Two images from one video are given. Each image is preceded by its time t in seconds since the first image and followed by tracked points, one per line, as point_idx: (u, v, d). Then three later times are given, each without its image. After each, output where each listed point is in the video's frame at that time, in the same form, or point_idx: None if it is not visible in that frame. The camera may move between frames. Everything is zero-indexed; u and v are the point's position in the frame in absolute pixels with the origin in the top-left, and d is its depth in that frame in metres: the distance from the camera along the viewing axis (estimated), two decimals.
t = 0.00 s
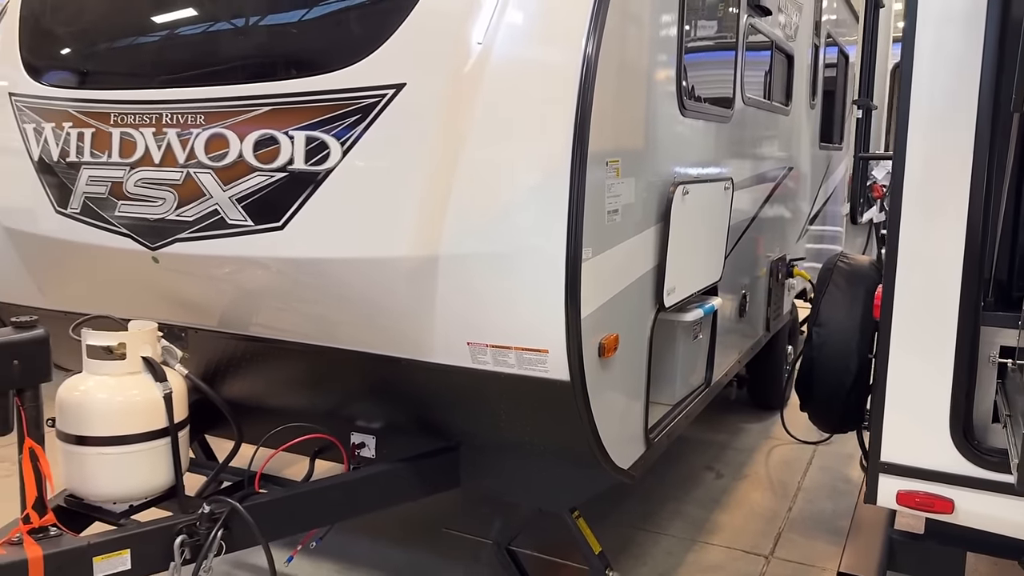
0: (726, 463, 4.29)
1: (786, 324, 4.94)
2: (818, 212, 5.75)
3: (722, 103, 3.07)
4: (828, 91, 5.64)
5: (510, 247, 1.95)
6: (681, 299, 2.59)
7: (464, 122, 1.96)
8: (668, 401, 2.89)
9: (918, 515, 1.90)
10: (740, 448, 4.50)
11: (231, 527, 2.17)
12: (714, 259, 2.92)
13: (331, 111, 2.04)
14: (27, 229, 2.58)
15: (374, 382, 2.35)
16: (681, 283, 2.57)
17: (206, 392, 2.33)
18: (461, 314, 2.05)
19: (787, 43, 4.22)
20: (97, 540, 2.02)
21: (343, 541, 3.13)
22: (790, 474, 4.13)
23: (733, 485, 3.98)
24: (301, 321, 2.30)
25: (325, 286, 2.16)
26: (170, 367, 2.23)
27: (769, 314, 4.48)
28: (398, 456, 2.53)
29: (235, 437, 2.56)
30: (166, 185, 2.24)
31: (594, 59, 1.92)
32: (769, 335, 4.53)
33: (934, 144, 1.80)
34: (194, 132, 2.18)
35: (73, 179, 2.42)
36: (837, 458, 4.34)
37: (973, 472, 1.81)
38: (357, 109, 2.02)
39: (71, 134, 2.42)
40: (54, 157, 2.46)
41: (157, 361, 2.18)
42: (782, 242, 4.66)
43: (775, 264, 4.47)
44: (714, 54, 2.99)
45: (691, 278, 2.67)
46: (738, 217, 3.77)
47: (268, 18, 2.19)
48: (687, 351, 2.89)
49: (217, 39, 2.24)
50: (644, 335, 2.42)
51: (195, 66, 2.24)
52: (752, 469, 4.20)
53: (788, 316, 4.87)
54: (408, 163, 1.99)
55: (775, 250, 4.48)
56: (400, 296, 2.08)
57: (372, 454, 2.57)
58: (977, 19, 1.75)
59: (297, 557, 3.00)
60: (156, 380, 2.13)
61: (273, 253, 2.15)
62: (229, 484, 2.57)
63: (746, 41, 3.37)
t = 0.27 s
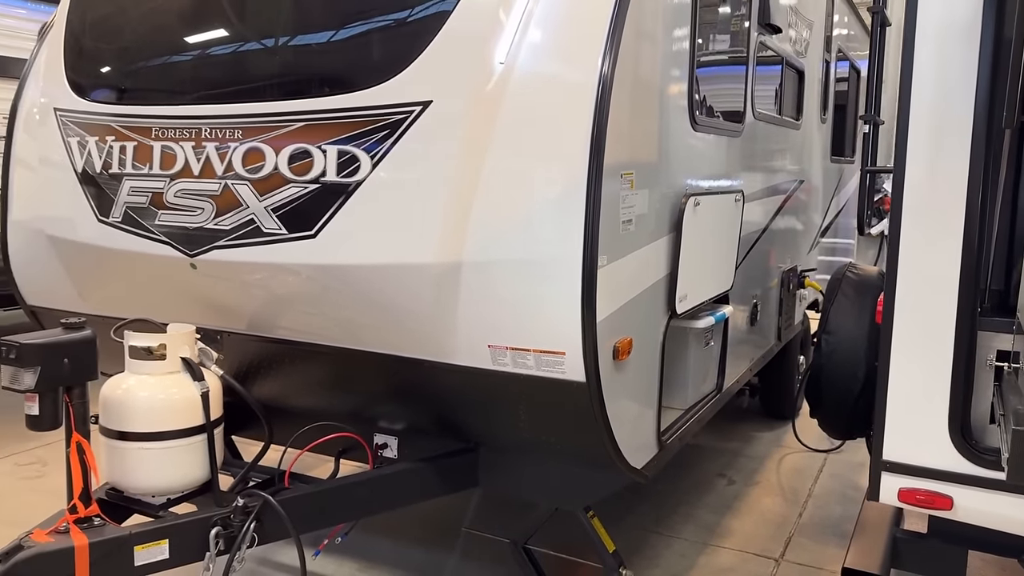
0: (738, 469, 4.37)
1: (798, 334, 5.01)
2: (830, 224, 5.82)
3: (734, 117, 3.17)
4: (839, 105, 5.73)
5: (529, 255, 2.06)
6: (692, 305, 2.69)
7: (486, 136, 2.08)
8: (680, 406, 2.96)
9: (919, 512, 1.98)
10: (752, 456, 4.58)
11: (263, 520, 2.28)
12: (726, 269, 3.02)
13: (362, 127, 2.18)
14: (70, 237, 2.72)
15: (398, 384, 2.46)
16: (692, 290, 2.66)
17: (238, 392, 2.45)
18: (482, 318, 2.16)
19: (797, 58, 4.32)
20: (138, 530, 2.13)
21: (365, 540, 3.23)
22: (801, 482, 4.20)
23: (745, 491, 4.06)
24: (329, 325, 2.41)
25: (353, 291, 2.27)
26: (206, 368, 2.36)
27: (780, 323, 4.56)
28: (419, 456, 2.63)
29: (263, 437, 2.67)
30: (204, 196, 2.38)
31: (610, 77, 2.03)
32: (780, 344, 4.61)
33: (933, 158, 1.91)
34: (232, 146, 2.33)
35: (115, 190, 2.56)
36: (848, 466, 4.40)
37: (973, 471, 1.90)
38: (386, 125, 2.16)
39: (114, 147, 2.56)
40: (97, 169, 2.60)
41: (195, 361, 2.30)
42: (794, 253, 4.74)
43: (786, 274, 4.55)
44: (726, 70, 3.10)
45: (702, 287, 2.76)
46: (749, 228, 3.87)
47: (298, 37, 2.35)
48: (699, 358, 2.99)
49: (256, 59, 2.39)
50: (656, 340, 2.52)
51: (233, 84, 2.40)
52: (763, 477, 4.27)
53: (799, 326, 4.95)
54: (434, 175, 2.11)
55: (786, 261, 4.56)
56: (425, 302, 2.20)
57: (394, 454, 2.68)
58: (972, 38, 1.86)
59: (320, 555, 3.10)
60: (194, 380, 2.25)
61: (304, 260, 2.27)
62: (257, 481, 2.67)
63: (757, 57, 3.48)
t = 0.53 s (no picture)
0: (747, 476, 4.44)
1: (807, 344, 5.08)
2: (839, 235, 5.90)
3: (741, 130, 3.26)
4: (847, 117, 5.81)
5: (542, 263, 2.17)
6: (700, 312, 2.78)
7: (501, 150, 2.19)
8: (688, 411, 3.05)
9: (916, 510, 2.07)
10: (761, 463, 4.65)
11: (287, 517, 2.39)
12: (733, 278, 3.11)
13: (383, 142, 2.30)
14: (103, 246, 2.85)
15: (416, 388, 2.56)
16: (700, 298, 2.76)
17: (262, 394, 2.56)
18: (497, 324, 2.26)
19: (804, 73, 4.41)
20: (169, 525, 2.24)
21: (381, 541, 3.33)
22: (809, 488, 4.27)
23: (753, 498, 4.13)
24: (350, 330, 2.52)
25: (374, 298, 2.38)
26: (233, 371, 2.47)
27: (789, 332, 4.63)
28: (435, 457, 2.73)
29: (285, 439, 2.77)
30: (234, 208, 2.50)
31: (618, 93, 2.14)
32: (789, 353, 4.68)
33: (927, 170, 2.00)
34: (260, 160, 2.45)
35: (147, 202, 2.69)
36: (856, 473, 4.46)
37: (969, 471, 1.99)
38: (406, 140, 2.27)
39: (146, 161, 2.69)
40: (130, 182, 2.73)
41: (223, 364, 2.42)
42: (802, 263, 4.81)
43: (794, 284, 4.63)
44: (733, 86, 3.20)
45: (709, 295, 2.86)
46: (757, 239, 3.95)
47: (319, 56, 2.47)
48: (708, 365, 3.07)
49: (280, 78, 2.51)
50: (664, 345, 2.61)
51: (260, 101, 2.52)
52: (772, 483, 4.34)
53: (808, 335, 5.02)
54: (451, 187, 2.22)
55: (794, 271, 4.64)
56: (442, 308, 2.30)
57: (411, 456, 2.78)
58: (964, 56, 1.96)
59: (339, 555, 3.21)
60: (223, 382, 2.36)
61: (327, 268, 2.39)
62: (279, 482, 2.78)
63: (764, 73, 3.58)
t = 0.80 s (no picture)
0: (756, 484, 4.50)
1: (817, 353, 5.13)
2: (849, 246, 5.95)
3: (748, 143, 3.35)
4: (857, 130, 5.88)
5: (551, 271, 2.26)
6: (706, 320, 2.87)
7: (513, 163, 2.29)
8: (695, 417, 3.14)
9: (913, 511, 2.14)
10: (770, 471, 4.71)
11: (307, 514, 2.50)
12: (739, 287, 3.19)
13: (401, 155, 2.41)
14: (132, 255, 2.97)
15: (431, 391, 2.66)
16: (705, 306, 2.84)
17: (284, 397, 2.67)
18: (509, 330, 2.36)
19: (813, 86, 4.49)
20: (196, 520, 2.34)
21: (396, 542, 3.42)
22: (817, 496, 4.33)
23: (762, 504, 4.20)
24: (367, 336, 2.63)
25: (390, 305, 2.48)
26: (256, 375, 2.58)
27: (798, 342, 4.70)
28: (449, 459, 2.82)
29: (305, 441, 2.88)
30: (258, 219, 2.62)
31: (625, 109, 2.24)
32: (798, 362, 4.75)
33: (921, 183, 2.08)
34: (284, 173, 2.57)
35: (175, 213, 2.81)
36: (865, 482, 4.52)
37: (963, 473, 2.06)
38: (423, 154, 2.38)
39: (175, 174, 2.81)
40: (159, 193, 2.85)
41: (247, 367, 2.53)
42: (812, 273, 4.88)
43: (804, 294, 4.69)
44: (740, 100, 3.29)
45: (715, 303, 2.94)
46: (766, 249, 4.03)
47: (340, 74, 2.59)
48: (715, 372, 3.15)
49: (303, 94, 2.63)
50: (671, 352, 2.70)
51: (283, 116, 2.64)
52: (781, 491, 4.40)
53: (818, 345, 5.08)
54: (465, 198, 2.33)
55: (804, 281, 4.70)
56: (456, 314, 2.40)
57: (425, 459, 2.88)
58: (956, 74, 2.05)
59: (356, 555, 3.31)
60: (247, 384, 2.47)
61: (347, 276, 2.49)
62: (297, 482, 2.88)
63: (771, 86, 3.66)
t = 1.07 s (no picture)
0: (769, 492, 4.55)
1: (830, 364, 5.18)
2: (864, 257, 5.99)
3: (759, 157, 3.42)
4: (872, 142, 5.93)
5: (563, 281, 2.36)
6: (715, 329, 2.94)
7: (526, 177, 2.39)
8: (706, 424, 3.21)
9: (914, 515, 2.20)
10: (783, 480, 4.75)
11: (328, 514, 2.60)
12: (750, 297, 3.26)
13: (420, 170, 2.52)
14: (162, 265, 3.09)
15: (447, 397, 2.76)
16: (714, 316, 2.92)
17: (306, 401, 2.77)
18: (522, 337, 2.45)
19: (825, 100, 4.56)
20: (222, 519, 2.44)
21: (414, 545, 3.51)
22: (830, 505, 4.37)
23: (774, 513, 4.24)
24: (386, 343, 2.73)
25: (409, 313, 2.59)
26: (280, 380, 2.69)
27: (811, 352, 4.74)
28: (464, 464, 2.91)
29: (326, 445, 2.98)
30: (283, 230, 2.73)
31: (634, 125, 2.34)
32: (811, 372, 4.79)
33: (919, 197, 2.16)
34: (308, 187, 2.69)
35: (204, 224, 2.93)
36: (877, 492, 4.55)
37: (962, 478, 2.12)
38: (440, 168, 2.49)
39: (204, 187, 2.94)
40: (190, 206, 2.98)
41: (272, 373, 2.64)
42: (826, 284, 4.92)
43: (817, 305, 4.74)
44: (750, 115, 3.37)
45: (725, 313, 3.01)
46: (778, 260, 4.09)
47: (362, 91, 2.71)
48: (725, 380, 3.22)
49: (326, 111, 2.74)
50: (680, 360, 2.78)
51: (308, 132, 2.76)
52: (793, 499, 4.45)
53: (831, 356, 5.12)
54: (481, 210, 2.43)
55: (817, 292, 4.75)
56: (471, 322, 2.50)
57: (441, 464, 2.96)
58: (953, 91, 2.13)
59: (375, 557, 3.40)
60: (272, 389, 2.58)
61: (367, 285, 2.60)
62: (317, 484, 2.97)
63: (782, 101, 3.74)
